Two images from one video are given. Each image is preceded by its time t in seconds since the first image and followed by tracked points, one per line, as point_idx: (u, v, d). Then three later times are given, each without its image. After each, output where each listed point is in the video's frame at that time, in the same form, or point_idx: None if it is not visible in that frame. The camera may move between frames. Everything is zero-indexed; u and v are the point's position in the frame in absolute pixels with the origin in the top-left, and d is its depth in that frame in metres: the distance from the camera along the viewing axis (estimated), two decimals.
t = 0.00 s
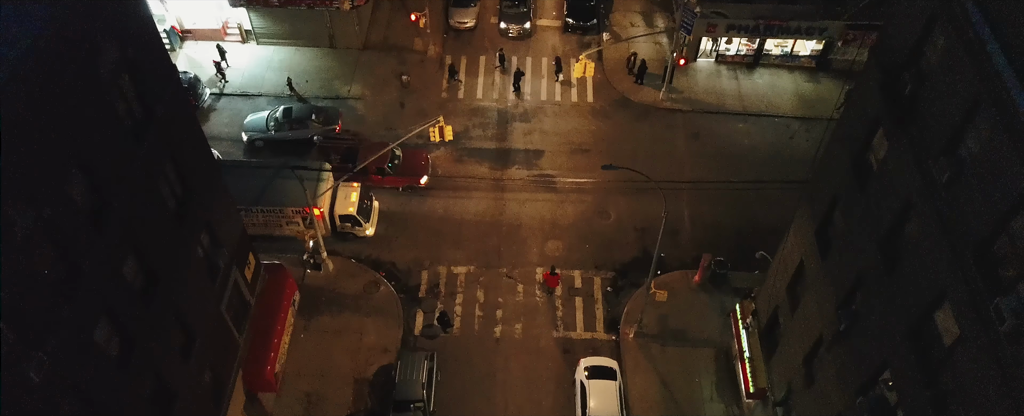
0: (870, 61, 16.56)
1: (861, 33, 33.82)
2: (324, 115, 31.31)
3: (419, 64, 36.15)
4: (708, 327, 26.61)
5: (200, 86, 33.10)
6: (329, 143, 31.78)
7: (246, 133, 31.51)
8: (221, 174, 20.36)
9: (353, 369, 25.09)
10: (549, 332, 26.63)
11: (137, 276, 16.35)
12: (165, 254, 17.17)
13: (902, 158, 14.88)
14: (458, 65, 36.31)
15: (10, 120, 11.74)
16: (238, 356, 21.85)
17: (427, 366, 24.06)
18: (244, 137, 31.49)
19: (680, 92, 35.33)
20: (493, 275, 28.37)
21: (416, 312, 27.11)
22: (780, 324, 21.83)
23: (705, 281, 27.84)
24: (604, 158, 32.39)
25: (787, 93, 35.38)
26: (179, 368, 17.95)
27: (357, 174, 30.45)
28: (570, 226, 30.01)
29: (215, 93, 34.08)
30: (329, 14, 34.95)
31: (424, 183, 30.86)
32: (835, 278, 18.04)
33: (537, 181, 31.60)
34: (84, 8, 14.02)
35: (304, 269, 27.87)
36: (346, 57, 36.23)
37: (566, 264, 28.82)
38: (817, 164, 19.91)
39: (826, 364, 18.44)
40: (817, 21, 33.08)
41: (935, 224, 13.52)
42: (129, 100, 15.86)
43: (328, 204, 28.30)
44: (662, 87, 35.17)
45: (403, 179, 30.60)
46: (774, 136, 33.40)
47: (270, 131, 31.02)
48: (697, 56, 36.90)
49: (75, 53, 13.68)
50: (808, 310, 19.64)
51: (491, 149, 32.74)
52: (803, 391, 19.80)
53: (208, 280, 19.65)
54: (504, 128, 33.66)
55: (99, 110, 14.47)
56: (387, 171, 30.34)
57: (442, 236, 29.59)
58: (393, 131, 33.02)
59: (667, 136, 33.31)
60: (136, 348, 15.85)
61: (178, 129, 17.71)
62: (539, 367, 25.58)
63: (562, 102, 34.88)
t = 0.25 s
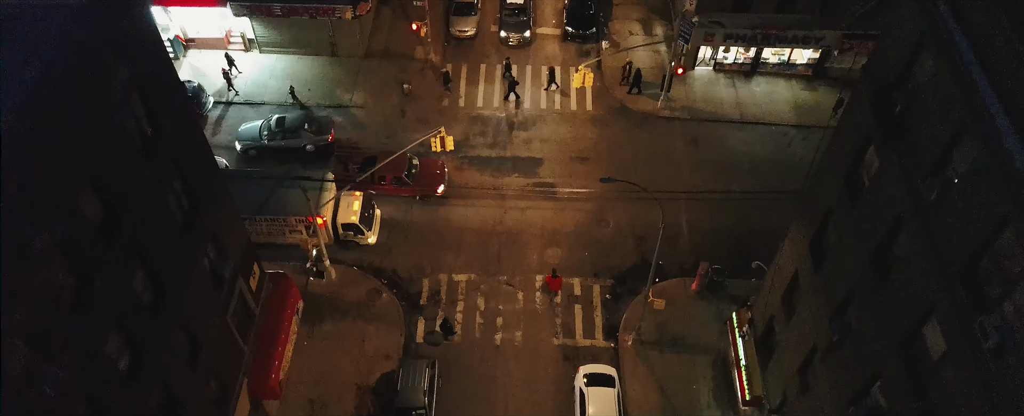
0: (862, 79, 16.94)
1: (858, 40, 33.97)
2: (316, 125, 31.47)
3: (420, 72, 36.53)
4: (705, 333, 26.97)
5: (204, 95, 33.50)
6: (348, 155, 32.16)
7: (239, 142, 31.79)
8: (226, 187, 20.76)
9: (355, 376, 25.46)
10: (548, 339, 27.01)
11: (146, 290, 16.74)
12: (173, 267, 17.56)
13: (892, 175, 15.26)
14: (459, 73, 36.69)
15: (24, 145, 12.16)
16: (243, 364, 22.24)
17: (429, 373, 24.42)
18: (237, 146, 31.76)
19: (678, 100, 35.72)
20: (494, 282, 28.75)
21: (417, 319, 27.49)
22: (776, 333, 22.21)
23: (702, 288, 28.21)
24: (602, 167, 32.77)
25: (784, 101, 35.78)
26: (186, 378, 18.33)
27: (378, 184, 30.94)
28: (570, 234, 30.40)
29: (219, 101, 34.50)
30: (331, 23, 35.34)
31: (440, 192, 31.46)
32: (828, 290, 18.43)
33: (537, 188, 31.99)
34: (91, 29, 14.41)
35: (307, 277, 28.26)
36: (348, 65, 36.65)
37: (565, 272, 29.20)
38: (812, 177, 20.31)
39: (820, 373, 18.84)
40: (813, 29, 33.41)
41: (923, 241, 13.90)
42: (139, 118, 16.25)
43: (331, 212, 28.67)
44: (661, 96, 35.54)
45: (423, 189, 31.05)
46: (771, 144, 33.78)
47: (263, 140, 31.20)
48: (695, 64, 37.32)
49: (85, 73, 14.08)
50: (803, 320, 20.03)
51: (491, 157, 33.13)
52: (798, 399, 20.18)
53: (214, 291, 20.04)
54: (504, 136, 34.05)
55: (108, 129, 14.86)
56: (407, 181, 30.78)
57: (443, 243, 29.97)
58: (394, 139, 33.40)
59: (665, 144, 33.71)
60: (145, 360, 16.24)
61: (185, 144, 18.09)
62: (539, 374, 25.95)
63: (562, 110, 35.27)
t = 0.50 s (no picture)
0: (854, 96, 17.33)
1: (853, 50, 34.58)
2: (309, 134, 32.02)
3: (421, 81, 36.93)
4: (702, 341, 27.32)
5: (208, 104, 33.89)
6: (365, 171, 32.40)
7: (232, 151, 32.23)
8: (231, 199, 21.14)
9: (358, 384, 25.84)
10: (548, 347, 27.39)
11: (155, 303, 17.16)
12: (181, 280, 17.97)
13: (882, 192, 15.66)
14: (460, 81, 37.10)
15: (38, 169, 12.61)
16: (248, 373, 22.64)
17: (430, 381, 24.79)
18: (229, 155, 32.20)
19: (676, 108, 36.14)
20: (494, 290, 29.11)
21: (419, 327, 27.88)
22: (772, 342, 22.60)
23: (700, 296, 28.56)
24: (601, 174, 33.15)
25: (781, 109, 36.17)
26: (194, 388, 18.73)
27: (398, 195, 31.32)
28: (569, 242, 30.77)
29: (223, 110, 34.93)
30: (333, 32, 35.71)
31: (458, 201, 31.89)
32: (821, 301, 18.83)
33: (537, 197, 32.37)
34: (102, 50, 14.82)
35: (310, 285, 28.66)
36: (350, 74, 37.06)
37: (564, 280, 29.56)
38: (806, 189, 20.69)
39: (813, 383, 19.24)
40: (810, 40, 33.87)
41: (912, 258, 14.30)
42: (148, 135, 16.66)
43: (333, 221, 29.07)
44: (659, 104, 35.94)
45: (441, 196, 31.47)
46: (768, 152, 34.17)
47: (256, 149, 31.79)
48: (693, 72, 37.71)
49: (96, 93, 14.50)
50: (797, 330, 20.43)
51: (491, 165, 33.52)
52: (793, 408, 20.58)
53: (220, 302, 20.44)
54: (504, 144, 34.44)
55: (118, 147, 15.28)
56: (426, 189, 31.17)
57: (444, 251, 30.35)
58: (396, 148, 33.78)
59: (663, 152, 34.09)
60: (153, 372, 16.64)
61: (191, 159, 18.50)
62: (538, 381, 26.34)
63: (561, 119, 35.67)
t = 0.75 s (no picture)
0: (846, 115, 17.77)
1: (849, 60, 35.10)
2: (301, 144, 32.71)
3: (422, 89, 37.37)
4: (700, 348, 27.70)
5: (212, 113, 34.31)
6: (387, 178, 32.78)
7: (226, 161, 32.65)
8: (237, 212, 21.60)
9: (360, 391, 26.24)
10: (548, 354, 27.82)
11: (164, 316, 17.58)
12: (188, 294, 18.40)
13: (873, 209, 16.10)
14: (460, 90, 37.55)
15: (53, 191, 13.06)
16: (253, 381, 23.09)
17: (432, 389, 25.21)
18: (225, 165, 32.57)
19: (674, 116, 36.59)
20: (495, 298, 29.54)
21: (420, 334, 28.32)
22: (767, 351, 23.04)
23: (697, 304, 28.97)
24: (600, 183, 33.60)
25: (778, 118, 36.61)
26: (201, 398, 19.14)
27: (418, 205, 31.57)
28: (568, 250, 31.21)
29: (226, 119, 35.37)
30: (335, 42, 36.14)
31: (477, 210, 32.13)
32: (815, 313, 19.26)
33: (536, 205, 32.81)
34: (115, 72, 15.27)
35: (313, 293, 29.08)
36: (352, 82, 37.52)
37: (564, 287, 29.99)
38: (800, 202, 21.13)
39: (807, 393, 19.67)
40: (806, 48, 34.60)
41: (901, 275, 14.76)
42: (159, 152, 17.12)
43: (336, 230, 29.48)
44: (657, 112, 36.38)
45: (460, 205, 31.69)
46: (765, 161, 34.58)
47: (250, 159, 32.35)
48: (691, 81, 38.15)
49: (111, 114, 14.97)
50: (791, 340, 20.87)
51: (492, 173, 33.93)
52: None
53: (227, 313, 20.87)
54: (505, 153, 34.87)
55: (130, 165, 15.74)
56: (445, 199, 31.40)
57: (445, 259, 30.79)
58: (397, 157, 34.20)
59: (661, 161, 34.53)
60: (162, 384, 17.06)
61: (199, 174, 18.95)
62: (538, 388, 26.77)
63: (561, 127, 36.10)
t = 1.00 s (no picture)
0: (837, 133, 18.22)
1: (845, 70, 35.90)
2: (293, 153, 33.39)
3: (423, 98, 37.84)
4: (697, 356, 28.08)
5: (215, 123, 34.75)
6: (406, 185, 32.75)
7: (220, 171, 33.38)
8: (242, 225, 22.07)
9: (363, 399, 26.66)
10: (547, 362, 28.25)
11: (172, 329, 18.04)
12: (195, 307, 18.85)
13: (863, 226, 16.56)
14: (460, 99, 38.02)
15: (67, 214, 13.56)
16: (258, 391, 23.52)
17: (433, 397, 25.63)
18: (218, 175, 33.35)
19: (672, 125, 37.04)
20: (495, 306, 29.98)
21: (421, 342, 28.76)
22: (762, 360, 23.48)
23: (695, 311, 29.36)
24: (599, 191, 34.05)
25: (775, 127, 37.06)
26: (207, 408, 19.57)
27: (439, 213, 31.82)
28: (567, 258, 31.66)
29: (229, 128, 35.90)
30: (337, 52, 36.64)
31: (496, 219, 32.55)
32: (808, 325, 19.71)
33: (536, 213, 33.26)
34: (127, 94, 15.76)
35: (316, 302, 29.51)
36: (353, 91, 38.00)
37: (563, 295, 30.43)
38: (794, 215, 21.58)
39: (801, 403, 20.11)
40: (803, 59, 35.26)
41: (889, 292, 15.20)
42: (167, 170, 17.59)
43: (338, 239, 29.88)
44: (655, 121, 36.82)
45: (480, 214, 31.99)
46: (762, 169, 35.02)
47: (242, 168, 33.05)
48: (689, 90, 38.61)
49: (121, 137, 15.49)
50: (785, 351, 21.32)
51: (492, 181, 34.35)
52: None
53: (232, 324, 21.31)
54: (505, 161, 35.31)
55: (140, 185, 16.21)
56: (465, 209, 31.79)
57: (445, 268, 31.22)
58: (398, 166, 34.65)
59: (659, 169, 34.99)
60: (170, 396, 17.51)
61: (206, 190, 19.42)
62: (537, 396, 27.21)
63: (560, 136, 36.55)
